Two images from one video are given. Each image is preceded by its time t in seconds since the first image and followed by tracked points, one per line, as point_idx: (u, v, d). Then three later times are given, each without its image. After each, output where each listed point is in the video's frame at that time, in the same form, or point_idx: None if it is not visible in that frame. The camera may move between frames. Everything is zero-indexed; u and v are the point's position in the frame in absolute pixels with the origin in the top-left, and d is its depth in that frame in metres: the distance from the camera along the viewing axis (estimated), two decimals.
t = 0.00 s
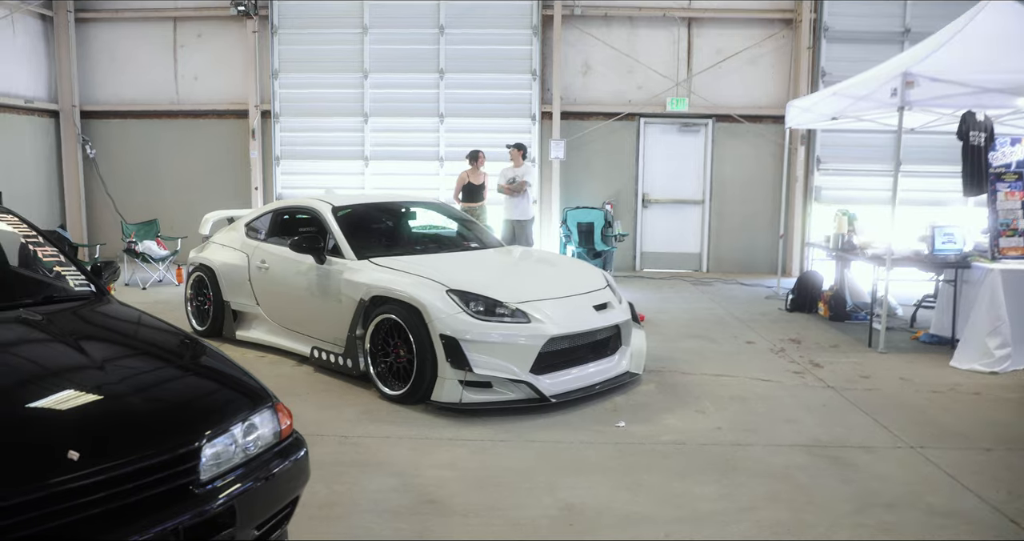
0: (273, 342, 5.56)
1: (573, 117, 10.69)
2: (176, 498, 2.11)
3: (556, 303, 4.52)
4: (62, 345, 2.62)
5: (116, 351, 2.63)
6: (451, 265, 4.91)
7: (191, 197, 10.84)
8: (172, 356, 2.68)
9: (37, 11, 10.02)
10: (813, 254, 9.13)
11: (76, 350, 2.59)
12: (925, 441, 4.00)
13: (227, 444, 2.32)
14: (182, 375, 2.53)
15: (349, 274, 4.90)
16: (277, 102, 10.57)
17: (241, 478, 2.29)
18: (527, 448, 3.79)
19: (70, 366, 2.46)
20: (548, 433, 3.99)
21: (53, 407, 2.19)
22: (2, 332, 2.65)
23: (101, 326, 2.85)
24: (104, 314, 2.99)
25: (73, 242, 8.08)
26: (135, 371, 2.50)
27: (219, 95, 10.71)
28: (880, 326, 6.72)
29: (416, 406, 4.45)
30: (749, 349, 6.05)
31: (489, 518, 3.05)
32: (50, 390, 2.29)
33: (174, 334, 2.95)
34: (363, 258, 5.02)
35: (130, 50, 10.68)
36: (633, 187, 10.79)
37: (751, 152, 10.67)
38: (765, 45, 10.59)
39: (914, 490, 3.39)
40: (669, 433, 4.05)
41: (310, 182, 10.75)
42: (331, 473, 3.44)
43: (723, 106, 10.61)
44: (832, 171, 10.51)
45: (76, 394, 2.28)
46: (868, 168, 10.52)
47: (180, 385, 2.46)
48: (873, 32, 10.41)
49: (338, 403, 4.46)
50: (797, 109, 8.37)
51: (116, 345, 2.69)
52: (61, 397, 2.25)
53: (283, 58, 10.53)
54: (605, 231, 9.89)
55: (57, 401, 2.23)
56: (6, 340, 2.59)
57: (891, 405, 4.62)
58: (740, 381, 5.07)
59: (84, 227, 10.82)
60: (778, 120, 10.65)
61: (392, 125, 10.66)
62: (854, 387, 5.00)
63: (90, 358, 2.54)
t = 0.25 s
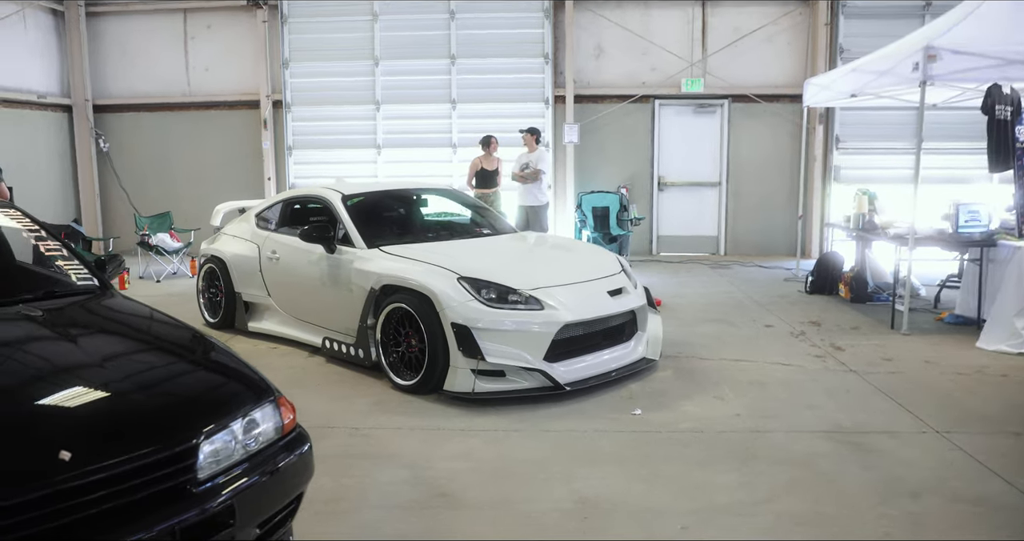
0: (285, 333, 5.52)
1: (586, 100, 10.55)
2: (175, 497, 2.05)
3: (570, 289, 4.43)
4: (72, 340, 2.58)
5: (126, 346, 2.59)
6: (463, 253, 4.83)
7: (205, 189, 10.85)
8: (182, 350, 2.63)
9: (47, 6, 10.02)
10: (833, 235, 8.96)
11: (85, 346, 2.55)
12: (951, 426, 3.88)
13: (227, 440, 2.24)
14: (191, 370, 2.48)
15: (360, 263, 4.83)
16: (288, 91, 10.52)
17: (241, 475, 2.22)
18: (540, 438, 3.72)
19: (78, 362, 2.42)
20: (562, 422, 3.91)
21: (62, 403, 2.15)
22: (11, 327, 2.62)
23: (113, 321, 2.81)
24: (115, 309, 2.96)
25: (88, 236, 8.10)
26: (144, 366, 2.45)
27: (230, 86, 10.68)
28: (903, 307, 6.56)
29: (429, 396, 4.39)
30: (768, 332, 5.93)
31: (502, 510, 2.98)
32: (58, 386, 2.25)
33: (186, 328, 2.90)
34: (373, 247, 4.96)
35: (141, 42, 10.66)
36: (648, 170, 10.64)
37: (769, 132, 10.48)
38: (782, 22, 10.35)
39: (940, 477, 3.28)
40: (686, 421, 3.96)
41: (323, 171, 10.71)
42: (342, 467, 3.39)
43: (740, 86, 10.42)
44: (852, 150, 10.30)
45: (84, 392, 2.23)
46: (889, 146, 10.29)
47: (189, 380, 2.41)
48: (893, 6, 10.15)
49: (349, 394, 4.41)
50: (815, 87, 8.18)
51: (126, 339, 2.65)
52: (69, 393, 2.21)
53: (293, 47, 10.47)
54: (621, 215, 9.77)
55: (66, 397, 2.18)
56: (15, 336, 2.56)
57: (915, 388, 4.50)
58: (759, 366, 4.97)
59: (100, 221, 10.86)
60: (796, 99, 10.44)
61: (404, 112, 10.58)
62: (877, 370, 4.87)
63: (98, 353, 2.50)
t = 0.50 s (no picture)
0: (292, 334, 5.45)
1: (597, 93, 10.40)
2: (156, 512, 1.95)
3: (579, 287, 4.32)
4: (75, 345, 2.53)
5: (130, 351, 2.53)
6: (469, 250, 4.72)
7: (215, 189, 10.82)
8: (187, 356, 2.56)
9: (55, 8, 10.01)
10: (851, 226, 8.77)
11: (87, 351, 2.49)
12: (975, 425, 3.73)
13: (211, 453, 2.14)
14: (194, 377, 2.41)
15: (365, 263, 4.74)
16: (296, 89, 10.47)
17: (226, 489, 2.12)
18: (548, 441, 3.61)
19: (79, 368, 2.36)
20: (571, 423, 3.81)
21: (58, 413, 2.09)
22: (13, 332, 2.57)
23: (120, 326, 2.76)
24: (120, 314, 2.90)
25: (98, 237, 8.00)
26: (146, 373, 2.38)
27: (238, 85, 10.64)
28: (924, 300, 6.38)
29: (435, 397, 4.30)
30: (784, 328, 5.79)
31: (506, 518, 2.88)
32: (57, 395, 2.18)
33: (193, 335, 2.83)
34: (378, 246, 4.87)
35: (149, 42, 10.64)
36: (661, 162, 10.49)
37: (784, 122, 10.29)
38: (796, 10, 10.14)
39: (964, 480, 3.14)
40: (699, 422, 3.84)
41: (332, 170, 10.65)
42: (343, 473, 3.31)
43: (753, 76, 10.23)
44: (869, 139, 10.08)
45: (81, 401, 2.16)
46: (907, 134, 10.07)
47: (189, 388, 2.33)
48: None
49: (354, 396, 4.32)
50: (831, 75, 7.99)
51: (131, 344, 2.59)
52: (67, 402, 2.15)
53: (301, 44, 10.40)
54: (634, 209, 9.64)
55: (64, 407, 2.12)
56: (17, 341, 2.50)
57: (937, 385, 4.35)
58: (774, 363, 4.83)
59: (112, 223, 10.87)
60: (811, 88, 10.24)
61: (413, 108, 10.49)
62: (897, 366, 4.72)
63: (101, 359, 2.44)
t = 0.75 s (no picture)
0: (302, 338, 5.39)
1: (613, 91, 10.27)
2: (139, 534, 1.87)
3: (592, 290, 4.21)
4: (83, 354, 2.48)
5: (138, 361, 2.48)
6: (480, 253, 4.63)
7: (231, 192, 10.83)
8: (194, 366, 2.50)
9: (72, 13, 10.06)
10: (874, 224, 8.57)
11: (94, 360, 2.44)
12: (1005, 432, 3.57)
13: (198, 471, 2.05)
14: (200, 387, 2.35)
15: (374, 266, 4.67)
16: (311, 91, 10.44)
17: (214, 508, 2.03)
18: (559, 449, 3.51)
19: (85, 378, 2.30)
20: (583, 431, 3.70)
21: (61, 426, 2.02)
22: (24, 341, 2.52)
23: (131, 335, 2.71)
24: (129, 323, 2.86)
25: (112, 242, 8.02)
26: (149, 385, 2.31)
27: (253, 87, 10.62)
28: (950, 300, 6.19)
29: (445, 404, 4.21)
30: (805, 330, 5.64)
31: (513, 531, 2.78)
32: (61, 406, 2.13)
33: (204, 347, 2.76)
34: (388, 249, 4.79)
35: (165, 46, 10.66)
36: (679, 161, 10.33)
37: (805, 118, 10.10)
38: (816, 4, 9.93)
39: (994, 490, 2.99)
40: (716, 429, 3.72)
41: (348, 171, 10.62)
42: (349, 484, 3.23)
43: (772, 72, 10.04)
44: (893, 135, 9.86)
45: (82, 414, 2.10)
46: (933, 129, 9.83)
47: (193, 398, 2.27)
48: None
49: (363, 403, 4.25)
50: (852, 70, 7.79)
51: (140, 353, 2.54)
52: (67, 416, 2.08)
53: (315, 46, 10.37)
54: (652, 208, 9.53)
55: (64, 420, 2.06)
56: (26, 350, 2.45)
57: (965, 389, 4.19)
58: (795, 366, 4.69)
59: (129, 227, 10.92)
60: (832, 84, 10.04)
61: (428, 109, 10.42)
62: (922, 369, 4.56)
63: (108, 369, 2.38)
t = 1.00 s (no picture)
0: (298, 343, 5.28)
1: (618, 92, 10.14)
2: None
3: (592, 294, 4.08)
4: (75, 363, 2.42)
5: (120, 374, 2.37)
6: (478, 256, 4.51)
7: (232, 194, 10.74)
8: (176, 380, 2.39)
9: (72, 13, 10.00)
10: (884, 227, 8.41)
11: (78, 372, 2.35)
12: (1021, 443, 3.42)
13: (165, 490, 1.92)
14: (186, 399, 2.25)
15: (369, 270, 4.55)
16: (312, 91, 10.34)
17: (183, 529, 1.90)
18: (557, 461, 3.38)
19: (72, 389, 2.23)
20: (582, 441, 3.57)
21: (37, 440, 1.95)
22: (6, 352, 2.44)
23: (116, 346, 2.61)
24: (120, 334, 2.77)
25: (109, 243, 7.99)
26: (126, 399, 2.20)
27: (255, 88, 10.53)
28: (961, 304, 6.03)
29: (441, 412, 4.08)
30: (813, 335, 5.49)
31: None
32: (43, 418, 2.05)
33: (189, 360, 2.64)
34: (384, 252, 4.67)
35: (166, 46, 10.59)
36: (685, 162, 10.19)
37: (813, 119, 9.95)
38: (824, 3, 9.78)
39: (1012, 507, 2.84)
40: (720, 440, 3.58)
41: (350, 173, 10.52)
42: (337, 497, 3.11)
43: (780, 72, 9.89)
44: (902, 136, 9.70)
45: (50, 431, 2.00)
46: (943, 130, 9.66)
47: (176, 411, 2.17)
48: None
49: (356, 411, 4.13)
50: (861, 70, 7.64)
51: (127, 365, 2.44)
52: (42, 430, 1.99)
53: (317, 46, 10.28)
54: (657, 211, 9.42)
55: (43, 433, 1.98)
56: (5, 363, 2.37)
57: (978, 398, 4.03)
58: (803, 373, 4.55)
59: (129, 228, 10.84)
60: (841, 84, 9.88)
61: (431, 110, 10.31)
62: (934, 377, 4.41)
63: (90, 381, 2.29)
